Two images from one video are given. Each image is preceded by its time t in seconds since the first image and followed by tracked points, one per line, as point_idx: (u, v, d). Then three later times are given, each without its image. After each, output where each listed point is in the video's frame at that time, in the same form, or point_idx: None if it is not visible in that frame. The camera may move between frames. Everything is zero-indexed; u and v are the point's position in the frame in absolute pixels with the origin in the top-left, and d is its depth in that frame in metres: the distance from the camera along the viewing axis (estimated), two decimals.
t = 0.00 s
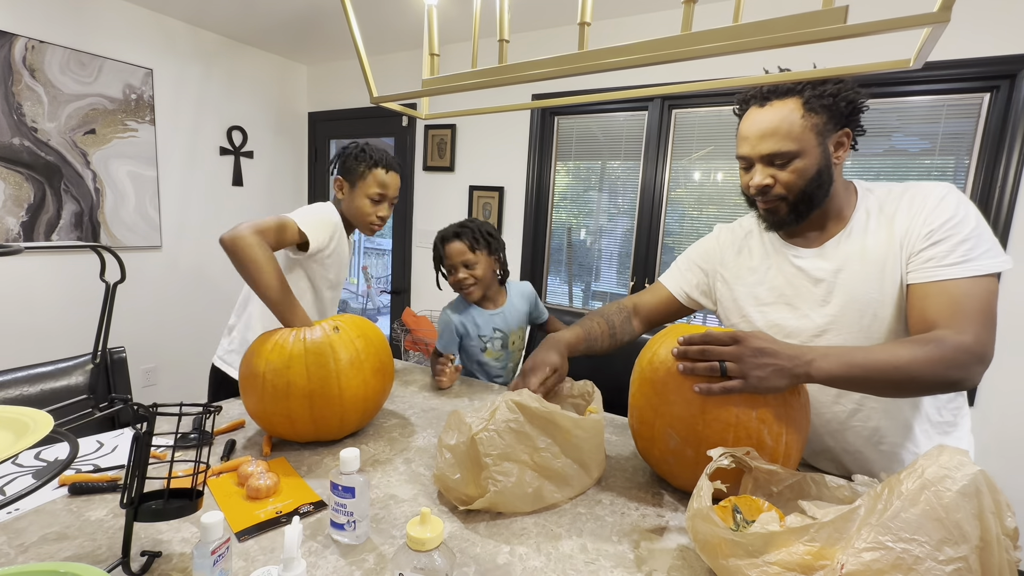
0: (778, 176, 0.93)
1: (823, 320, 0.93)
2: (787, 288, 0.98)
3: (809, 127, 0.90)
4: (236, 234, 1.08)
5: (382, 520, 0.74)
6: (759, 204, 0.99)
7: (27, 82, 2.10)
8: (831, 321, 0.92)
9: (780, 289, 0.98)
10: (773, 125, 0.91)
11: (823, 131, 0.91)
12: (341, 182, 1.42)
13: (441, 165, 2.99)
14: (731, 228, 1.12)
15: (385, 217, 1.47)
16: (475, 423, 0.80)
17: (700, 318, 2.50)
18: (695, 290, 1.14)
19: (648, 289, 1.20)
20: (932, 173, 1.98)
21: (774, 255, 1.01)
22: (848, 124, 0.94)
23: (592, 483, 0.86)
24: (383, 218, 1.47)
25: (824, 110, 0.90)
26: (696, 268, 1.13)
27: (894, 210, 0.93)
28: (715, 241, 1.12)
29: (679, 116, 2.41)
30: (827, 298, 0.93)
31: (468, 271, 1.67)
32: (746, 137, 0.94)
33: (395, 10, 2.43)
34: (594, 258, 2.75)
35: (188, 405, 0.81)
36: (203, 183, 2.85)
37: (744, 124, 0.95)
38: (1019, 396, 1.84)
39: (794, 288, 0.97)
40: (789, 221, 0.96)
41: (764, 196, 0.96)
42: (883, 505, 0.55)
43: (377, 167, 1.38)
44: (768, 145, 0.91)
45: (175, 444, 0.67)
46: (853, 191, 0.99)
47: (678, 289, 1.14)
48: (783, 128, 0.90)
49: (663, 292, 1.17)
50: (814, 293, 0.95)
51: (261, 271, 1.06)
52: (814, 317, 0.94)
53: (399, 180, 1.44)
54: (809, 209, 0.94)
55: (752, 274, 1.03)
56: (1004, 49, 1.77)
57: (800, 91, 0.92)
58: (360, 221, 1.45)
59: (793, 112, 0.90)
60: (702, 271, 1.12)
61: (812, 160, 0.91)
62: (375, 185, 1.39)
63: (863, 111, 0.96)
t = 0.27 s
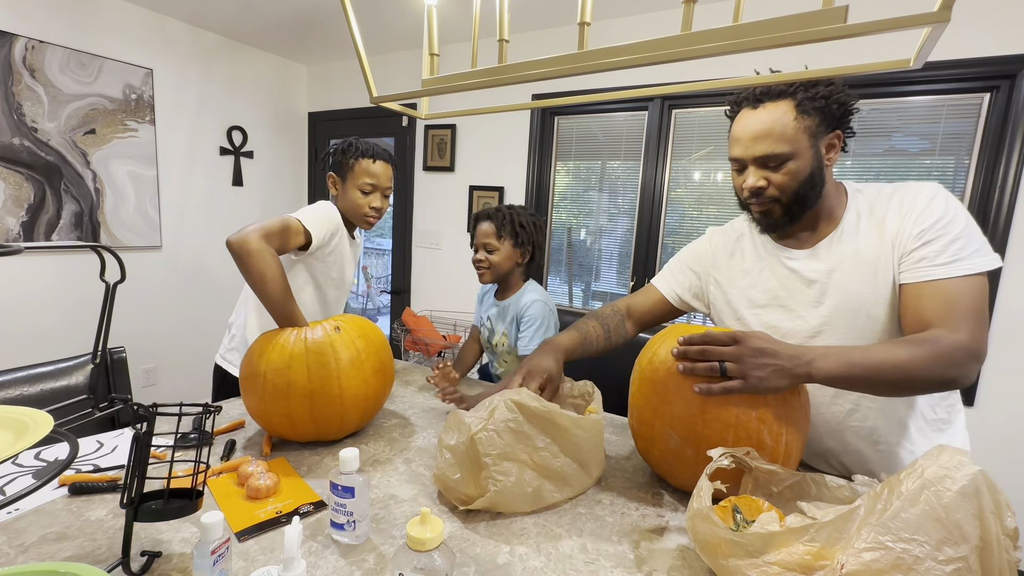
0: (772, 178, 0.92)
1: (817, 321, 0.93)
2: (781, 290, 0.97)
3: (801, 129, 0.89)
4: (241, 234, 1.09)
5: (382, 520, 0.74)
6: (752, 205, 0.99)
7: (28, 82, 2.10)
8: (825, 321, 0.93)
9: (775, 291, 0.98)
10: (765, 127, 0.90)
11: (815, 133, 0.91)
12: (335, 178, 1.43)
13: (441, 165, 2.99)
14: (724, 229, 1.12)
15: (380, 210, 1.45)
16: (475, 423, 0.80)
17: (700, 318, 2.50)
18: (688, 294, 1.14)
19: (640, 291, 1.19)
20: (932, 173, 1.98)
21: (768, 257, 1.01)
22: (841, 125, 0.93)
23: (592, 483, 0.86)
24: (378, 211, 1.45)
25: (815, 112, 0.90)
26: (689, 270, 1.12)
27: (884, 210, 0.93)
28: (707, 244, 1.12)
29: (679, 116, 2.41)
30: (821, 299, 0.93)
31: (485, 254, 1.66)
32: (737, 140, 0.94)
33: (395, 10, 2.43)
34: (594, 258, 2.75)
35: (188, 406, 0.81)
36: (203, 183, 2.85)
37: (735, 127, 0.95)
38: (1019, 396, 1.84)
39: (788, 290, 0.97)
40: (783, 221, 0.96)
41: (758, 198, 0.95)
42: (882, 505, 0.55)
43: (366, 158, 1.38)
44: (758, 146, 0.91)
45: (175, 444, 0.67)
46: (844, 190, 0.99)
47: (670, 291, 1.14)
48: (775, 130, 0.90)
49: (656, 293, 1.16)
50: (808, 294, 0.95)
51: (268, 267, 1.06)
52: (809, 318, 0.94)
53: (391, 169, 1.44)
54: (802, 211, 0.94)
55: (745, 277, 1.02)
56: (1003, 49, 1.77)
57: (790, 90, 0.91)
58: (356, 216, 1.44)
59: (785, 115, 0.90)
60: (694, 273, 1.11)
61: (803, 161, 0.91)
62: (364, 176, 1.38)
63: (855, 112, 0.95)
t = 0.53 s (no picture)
0: (784, 187, 0.90)
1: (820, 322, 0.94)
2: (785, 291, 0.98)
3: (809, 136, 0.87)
4: (214, 225, 1.07)
5: (382, 520, 0.74)
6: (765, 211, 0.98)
7: (28, 82, 2.10)
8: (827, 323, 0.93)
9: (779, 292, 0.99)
10: (772, 138, 0.87)
11: (821, 138, 0.88)
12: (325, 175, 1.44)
13: (441, 165, 2.99)
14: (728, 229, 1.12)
15: (368, 206, 1.44)
16: (476, 423, 0.80)
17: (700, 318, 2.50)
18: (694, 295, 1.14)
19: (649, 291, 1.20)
20: (932, 173, 1.98)
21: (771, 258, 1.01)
22: (846, 125, 0.91)
23: (592, 483, 0.86)
24: (367, 207, 1.44)
25: (821, 119, 0.87)
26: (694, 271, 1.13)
27: (891, 212, 0.92)
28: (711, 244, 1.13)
29: (679, 116, 2.41)
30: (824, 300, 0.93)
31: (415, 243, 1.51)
32: (740, 150, 0.91)
33: (395, 10, 2.43)
34: (594, 258, 2.75)
35: (188, 406, 0.81)
36: (204, 183, 2.85)
37: (737, 138, 0.92)
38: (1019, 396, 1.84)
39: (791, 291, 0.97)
40: (795, 224, 0.95)
41: (771, 207, 0.93)
42: (882, 505, 0.55)
43: (353, 153, 1.38)
44: (766, 158, 0.88)
45: (175, 444, 0.67)
46: (850, 191, 0.98)
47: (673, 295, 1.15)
48: (783, 141, 0.87)
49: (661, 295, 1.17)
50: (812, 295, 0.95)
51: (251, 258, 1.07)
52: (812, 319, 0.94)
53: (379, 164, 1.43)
54: (818, 214, 0.93)
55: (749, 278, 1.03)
56: (1004, 49, 1.77)
57: (793, 96, 0.87)
58: (346, 213, 1.44)
59: (791, 124, 0.86)
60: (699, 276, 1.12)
61: (813, 166, 0.88)
62: (352, 172, 1.38)
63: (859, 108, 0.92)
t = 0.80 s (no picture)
0: (935, 195, 0.68)
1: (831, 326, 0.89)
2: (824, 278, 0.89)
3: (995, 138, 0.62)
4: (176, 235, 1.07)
5: (382, 520, 0.74)
6: (892, 215, 0.77)
7: (28, 82, 2.10)
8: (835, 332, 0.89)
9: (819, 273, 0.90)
10: (940, 131, 0.63)
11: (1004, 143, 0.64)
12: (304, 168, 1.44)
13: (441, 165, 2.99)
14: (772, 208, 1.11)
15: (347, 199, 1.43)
16: (477, 423, 0.80)
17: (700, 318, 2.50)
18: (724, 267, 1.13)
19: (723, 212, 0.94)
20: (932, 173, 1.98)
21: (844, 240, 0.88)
22: None
23: (592, 483, 0.86)
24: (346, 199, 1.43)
25: None
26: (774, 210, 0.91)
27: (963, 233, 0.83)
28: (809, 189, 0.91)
29: (678, 116, 2.41)
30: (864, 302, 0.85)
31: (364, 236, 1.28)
32: (894, 137, 0.68)
33: (395, 11, 2.43)
34: (594, 258, 2.75)
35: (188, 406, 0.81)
36: (204, 183, 2.85)
37: (893, 121, 0.68)
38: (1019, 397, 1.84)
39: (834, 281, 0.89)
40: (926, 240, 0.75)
41: (907, 212, 0.72)
42: (882, 505, 0.55)
43: (326, 145, 1.36)
44: (928, 156, 0.65)
45: (176, 444, 0.67)
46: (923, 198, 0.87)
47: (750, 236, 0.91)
48: (958, 138, 0.62)
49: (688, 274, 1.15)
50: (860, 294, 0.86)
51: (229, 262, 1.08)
52: (851, 320, 0.87)
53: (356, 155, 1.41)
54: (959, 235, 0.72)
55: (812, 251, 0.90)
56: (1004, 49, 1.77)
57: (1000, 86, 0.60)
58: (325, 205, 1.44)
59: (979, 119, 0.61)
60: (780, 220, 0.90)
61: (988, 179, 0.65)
62: (326, 164, 1.37)
63: None
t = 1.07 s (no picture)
0: None
1: (882, 353, 0.89)
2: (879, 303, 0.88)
3: None
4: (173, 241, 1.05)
5: (382, 520, 0.74)
6: None
7: (27, 82, 2.10)
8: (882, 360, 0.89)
9: (878, 298, 0.88)
10: None
11: None
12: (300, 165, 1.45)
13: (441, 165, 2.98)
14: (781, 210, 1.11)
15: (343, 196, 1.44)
16: (477, 423, 0.81)
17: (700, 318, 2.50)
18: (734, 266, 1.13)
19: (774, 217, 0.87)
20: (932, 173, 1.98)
21: (916, 268, 0.85)
22: None
23: (592, 484, 0.86)
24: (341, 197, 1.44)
25: None
26: (838, 219, 0.85)
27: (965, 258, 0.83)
28: (882, 205, 0.84)
29: (679, 116, 2.41)
30: (927, 336, 0.85)
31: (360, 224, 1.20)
32: None
33: (394, 11, 2.43)
34: (594, 258, 2.76)
35: (188, 406, 0.81)
36: (204, 183, 2.85)
37: None
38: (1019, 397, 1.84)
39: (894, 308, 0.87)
40: None
41: None
42: (882, 505, 0.55)
43: (321, 143, 1.37)
44: None
45: (176, 444, 0.67)
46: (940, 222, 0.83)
47: (809, 248, 0.85)
48: None
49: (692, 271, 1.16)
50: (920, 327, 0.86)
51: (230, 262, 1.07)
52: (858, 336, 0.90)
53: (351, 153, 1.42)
54: None
55: (876, 275, 0.87)
56: (1004, 49, 1.77)
57: None
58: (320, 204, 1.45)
59: None
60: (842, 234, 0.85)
61: None
62: (321, 163, 1.37)
63: None
